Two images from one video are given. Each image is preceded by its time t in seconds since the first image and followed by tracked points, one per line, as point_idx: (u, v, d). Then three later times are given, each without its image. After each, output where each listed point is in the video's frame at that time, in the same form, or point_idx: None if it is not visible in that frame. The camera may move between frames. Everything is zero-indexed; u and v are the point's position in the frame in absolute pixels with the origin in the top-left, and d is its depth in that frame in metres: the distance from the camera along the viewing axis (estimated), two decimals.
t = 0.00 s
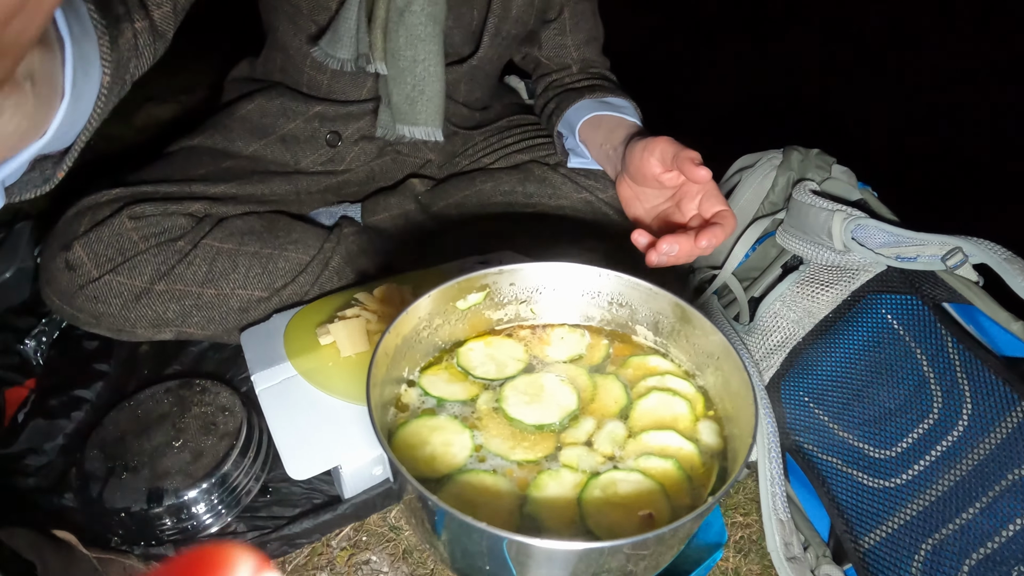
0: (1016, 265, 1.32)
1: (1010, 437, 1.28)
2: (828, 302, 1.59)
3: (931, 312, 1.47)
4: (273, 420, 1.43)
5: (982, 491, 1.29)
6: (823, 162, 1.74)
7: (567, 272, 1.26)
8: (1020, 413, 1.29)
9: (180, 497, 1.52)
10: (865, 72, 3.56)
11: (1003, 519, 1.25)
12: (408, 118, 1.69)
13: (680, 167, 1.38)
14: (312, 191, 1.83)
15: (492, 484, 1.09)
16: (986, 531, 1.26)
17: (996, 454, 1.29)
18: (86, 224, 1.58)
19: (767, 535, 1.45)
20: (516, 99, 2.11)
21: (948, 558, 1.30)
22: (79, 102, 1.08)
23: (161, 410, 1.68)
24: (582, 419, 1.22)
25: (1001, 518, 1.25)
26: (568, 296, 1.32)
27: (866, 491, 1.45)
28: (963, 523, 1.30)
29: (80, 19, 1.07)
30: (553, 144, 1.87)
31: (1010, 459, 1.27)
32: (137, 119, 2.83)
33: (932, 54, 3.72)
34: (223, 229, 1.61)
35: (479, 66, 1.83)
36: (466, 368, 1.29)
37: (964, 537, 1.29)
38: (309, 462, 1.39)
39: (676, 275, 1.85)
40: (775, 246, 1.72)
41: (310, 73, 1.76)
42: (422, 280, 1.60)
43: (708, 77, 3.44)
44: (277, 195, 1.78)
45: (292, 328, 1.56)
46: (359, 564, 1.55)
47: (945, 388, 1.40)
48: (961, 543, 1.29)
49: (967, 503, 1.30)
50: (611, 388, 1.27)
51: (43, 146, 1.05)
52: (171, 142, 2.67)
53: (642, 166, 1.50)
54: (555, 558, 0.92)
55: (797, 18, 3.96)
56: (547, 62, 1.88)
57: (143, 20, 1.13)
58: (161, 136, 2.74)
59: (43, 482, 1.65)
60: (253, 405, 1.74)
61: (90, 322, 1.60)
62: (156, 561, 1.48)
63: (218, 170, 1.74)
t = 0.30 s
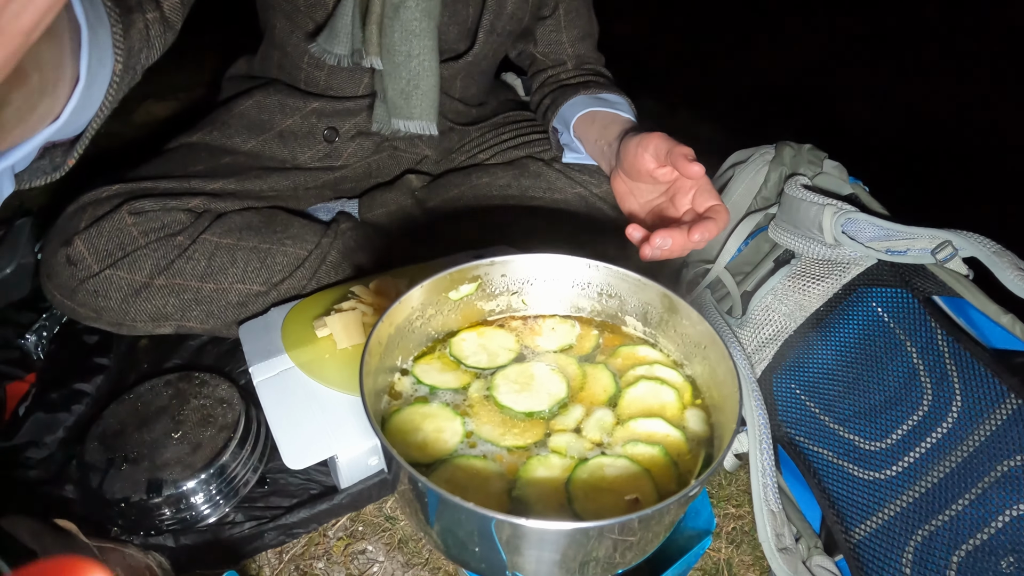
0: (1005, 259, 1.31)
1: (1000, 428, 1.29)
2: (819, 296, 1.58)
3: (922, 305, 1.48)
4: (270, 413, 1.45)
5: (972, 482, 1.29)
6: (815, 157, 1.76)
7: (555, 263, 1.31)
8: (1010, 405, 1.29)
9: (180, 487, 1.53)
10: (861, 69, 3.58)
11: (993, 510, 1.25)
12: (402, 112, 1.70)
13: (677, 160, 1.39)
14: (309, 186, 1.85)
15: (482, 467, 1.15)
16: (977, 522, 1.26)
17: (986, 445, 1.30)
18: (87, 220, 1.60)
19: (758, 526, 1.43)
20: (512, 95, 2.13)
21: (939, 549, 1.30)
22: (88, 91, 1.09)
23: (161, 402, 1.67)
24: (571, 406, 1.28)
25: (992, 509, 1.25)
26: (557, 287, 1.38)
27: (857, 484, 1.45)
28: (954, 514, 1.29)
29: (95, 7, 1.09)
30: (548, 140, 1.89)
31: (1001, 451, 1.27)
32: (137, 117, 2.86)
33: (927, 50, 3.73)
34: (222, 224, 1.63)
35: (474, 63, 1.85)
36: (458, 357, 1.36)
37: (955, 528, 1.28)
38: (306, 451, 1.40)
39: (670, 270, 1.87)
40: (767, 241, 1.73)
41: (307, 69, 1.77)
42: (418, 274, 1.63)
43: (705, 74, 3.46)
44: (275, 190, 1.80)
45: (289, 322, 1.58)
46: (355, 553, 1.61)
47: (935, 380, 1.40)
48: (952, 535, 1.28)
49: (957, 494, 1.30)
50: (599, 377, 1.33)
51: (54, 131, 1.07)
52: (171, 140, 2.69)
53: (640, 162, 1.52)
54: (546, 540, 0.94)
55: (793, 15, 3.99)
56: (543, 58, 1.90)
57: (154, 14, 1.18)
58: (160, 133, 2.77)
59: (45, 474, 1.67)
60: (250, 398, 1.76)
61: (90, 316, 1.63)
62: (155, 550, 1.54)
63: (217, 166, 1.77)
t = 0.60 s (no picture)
0: (1003, 252, 1.29)
1: (997, 420, 1.29)
2: (816, 288, 1.58)
3: (918, 298, 1.47)
4: (268, 406, 1.45)
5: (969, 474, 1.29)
6: (812, 148, 1.76)
7: (551, 255, 1.31)
8: (1007, 397, 1.29)
9: (178, 482, 1.53)
10: (858, 61, 3.58)
11: (989, 501, 1.25)
12: (396, 97, 1.69)
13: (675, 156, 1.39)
14: (306, 180, 1.84)
15: (480, 459, 1.15)
16: (973, 514, 1.27)
17: (983, 437, 1.30)
18: (83, 218, 1.59)
19: (756, 517, 1.43)
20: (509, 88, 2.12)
21: (936, 541, 1.30)
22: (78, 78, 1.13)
23: (159, 397, 1.66)
24: (568, 398, 1.28)
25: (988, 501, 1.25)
26: (554, 279, 1.38)
27: (855, 475, 1.46)
28: (951, 506, 1.30)
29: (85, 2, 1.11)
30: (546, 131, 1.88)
31: (998, 443, 1.27)
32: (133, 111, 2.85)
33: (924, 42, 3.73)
34: (218, 220, 1.62)
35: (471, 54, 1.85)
36: (455, 350, 1.36)
37: (952, 519, 1.29)
38: (304, 445, 1.40)
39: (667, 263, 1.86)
40: (765, 233, 1.73)
41: (303, 59, 1.78)
42: (416, 266, 1.63)
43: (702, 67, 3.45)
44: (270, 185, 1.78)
45: (286, 315, 1.57)
46: (354, 546, 1.64)
47: (932, 372, 1.40)
48: (949, 526, 1.29)
49: (954, 486, 1.31)
50: (597, 368, 1.33)
51: (44, 119, 1.12)
52: (167, 134, 2.68)
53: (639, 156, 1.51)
54: (544, 532, 0.95)
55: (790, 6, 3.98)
56: (540, 49, 1.89)
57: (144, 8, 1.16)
58: (156, 127, 2.76)
59: (44, 470, 1.68)
60: (247, 391, 1.76)
61: (88, 315, 1.62)
62: (155, 545, 1.55)
63: (212, 161, 1.75)
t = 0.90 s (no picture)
0: (997, 237, 1.29)
1: (991, 404, 1.29)
2: (811, 272, 1.58)
3: (913, 282, 1.47)
4: (264, 394, 1.45)
5: (963, 458, 1.29)
6: (808, 133, 1.76)
7: (547, 241, 1.31)
8: (1001, 381, 1.29)
9: (176, 472, 1.51)
10: (852, 45, 3.57)
11: (983, 485, 1.26)
12: (372, 35, 1.66)
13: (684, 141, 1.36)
14: (300, 162, 1.85)
15: (477, 445, 1.16)
16: (968, 497, 1.27)
17: (977, 421, 1.30)
18: (77, 201, 1.60)
19: (752, 501, 1.44)
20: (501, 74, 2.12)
21: (930, 524, 1.30)
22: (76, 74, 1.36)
23: (156, 387, 1.65)
24: (565, 383, 1.29)
25: (982, 485, 1.26)
26: (549, 265, 1.38)
27: (850, 459, 1.46)
28: (945, 489, 1.30)
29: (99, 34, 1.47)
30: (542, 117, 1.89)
31: (992, 427, 1.27)
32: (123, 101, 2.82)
33: (918, 25, 3.73)
34: (211, 205, 1.62)
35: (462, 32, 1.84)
36: (451, 336, 1.37)
37: (946, 503, 1.29)
38: (302, 433, 1.40)
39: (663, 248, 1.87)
40: (759, 217, 1.73)
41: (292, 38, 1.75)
42: (411, 253, 1.62)
43: (697, 52, 3.43)
44: (267, 167, 1.80)
45: (282, 303, 1.57)
46: (353, 533, 1.65)
47: (927, 356, 1.40)
48: (943, 509, 1.29)
49: (948, 470, 1.31)
50: (593, 353, 1.34)
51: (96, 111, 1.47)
52: (158, 124, 2.66)
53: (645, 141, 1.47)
54: (541, 516, 0.95)
55: None
56: (533, 28, 1.90)
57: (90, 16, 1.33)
58: (148, 117, 2.74)
59: (43, 464, 1.68)
60: (244, 380, 1.76)
61: (81, 298, 1.61)
62: (155, 536, 1.56)
63: (206, 145, 1.75)
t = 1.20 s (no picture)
0: (994, 225, 1.27)
1: (987, 392, 1.28)
2: (807, 260, 1.59)
3: (909, 271, 1.47)
4: (263, 386, 1.45)
5: (959, 446, 1.29)
6: (804, 121, 1.76)
7: (543, 229, 1.31)
8: (997, 369, 1.28)
9: (175, 465, 1.51)
10: (847, 33, 3.57)
11: (979, 473, 1.25)
12: None
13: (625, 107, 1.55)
14: (296, 144, 1.87)
15: (474, 434, 1.16)
16: (964, 485, 1.26)
17: (973, 409, 1.29)
18: (71, 183, 1.60)
19: (749, 488, 1.45)
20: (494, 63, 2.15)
21: (926, 512, 1.30)
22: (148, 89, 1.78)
23: (154, 380, 1.65)
24: (562, 371, 1.29)
25: (979, 472, 1.25)
26: (546, 254, 1.38)
27: (847, 446, 1.47)
28: (942, 477, 1.30)
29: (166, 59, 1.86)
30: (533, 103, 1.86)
31: (988, 415, 1.27)
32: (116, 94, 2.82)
33: (911, 13, 3.74)
34: (205, 187, 1.61)
35: None
36: (448, 325, 1.37)
37: (942, 490, 1.29)
38: (300, 425, 1.41)
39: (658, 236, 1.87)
40: (756, 206, 1.74)
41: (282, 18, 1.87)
42: (406, 244, 1.64)
43: (692, 42, 3.43)
44: (264, 147, 1.82)
45: (278, 295, 1.57)
46: (352, 523, 1.65)
47: (923, 344, 1.40)
48: (940, 497, 1.29)
49: (944, 458, 1.31)
50: (589, 342, 1.34)
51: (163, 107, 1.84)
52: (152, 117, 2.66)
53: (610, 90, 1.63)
54: (538, 505, 0.95)
55: None
56: None
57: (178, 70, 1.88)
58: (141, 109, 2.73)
59: (41, 458, 1.67)
60: (240, 370, 1.76)
61: (75, 280, 1.61)
62: (155, 529, 1.56)
63: (203, 128, 1.80)
